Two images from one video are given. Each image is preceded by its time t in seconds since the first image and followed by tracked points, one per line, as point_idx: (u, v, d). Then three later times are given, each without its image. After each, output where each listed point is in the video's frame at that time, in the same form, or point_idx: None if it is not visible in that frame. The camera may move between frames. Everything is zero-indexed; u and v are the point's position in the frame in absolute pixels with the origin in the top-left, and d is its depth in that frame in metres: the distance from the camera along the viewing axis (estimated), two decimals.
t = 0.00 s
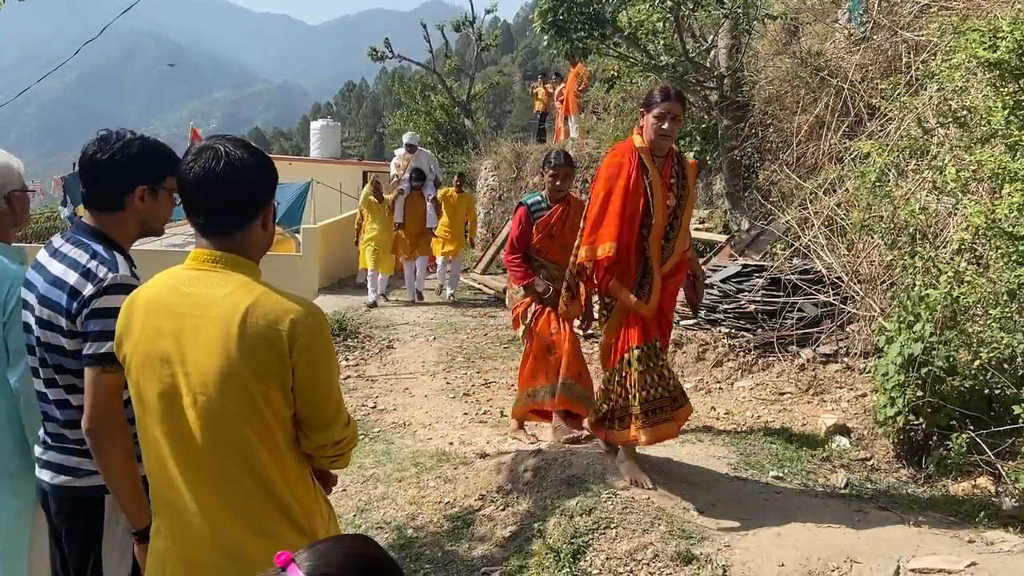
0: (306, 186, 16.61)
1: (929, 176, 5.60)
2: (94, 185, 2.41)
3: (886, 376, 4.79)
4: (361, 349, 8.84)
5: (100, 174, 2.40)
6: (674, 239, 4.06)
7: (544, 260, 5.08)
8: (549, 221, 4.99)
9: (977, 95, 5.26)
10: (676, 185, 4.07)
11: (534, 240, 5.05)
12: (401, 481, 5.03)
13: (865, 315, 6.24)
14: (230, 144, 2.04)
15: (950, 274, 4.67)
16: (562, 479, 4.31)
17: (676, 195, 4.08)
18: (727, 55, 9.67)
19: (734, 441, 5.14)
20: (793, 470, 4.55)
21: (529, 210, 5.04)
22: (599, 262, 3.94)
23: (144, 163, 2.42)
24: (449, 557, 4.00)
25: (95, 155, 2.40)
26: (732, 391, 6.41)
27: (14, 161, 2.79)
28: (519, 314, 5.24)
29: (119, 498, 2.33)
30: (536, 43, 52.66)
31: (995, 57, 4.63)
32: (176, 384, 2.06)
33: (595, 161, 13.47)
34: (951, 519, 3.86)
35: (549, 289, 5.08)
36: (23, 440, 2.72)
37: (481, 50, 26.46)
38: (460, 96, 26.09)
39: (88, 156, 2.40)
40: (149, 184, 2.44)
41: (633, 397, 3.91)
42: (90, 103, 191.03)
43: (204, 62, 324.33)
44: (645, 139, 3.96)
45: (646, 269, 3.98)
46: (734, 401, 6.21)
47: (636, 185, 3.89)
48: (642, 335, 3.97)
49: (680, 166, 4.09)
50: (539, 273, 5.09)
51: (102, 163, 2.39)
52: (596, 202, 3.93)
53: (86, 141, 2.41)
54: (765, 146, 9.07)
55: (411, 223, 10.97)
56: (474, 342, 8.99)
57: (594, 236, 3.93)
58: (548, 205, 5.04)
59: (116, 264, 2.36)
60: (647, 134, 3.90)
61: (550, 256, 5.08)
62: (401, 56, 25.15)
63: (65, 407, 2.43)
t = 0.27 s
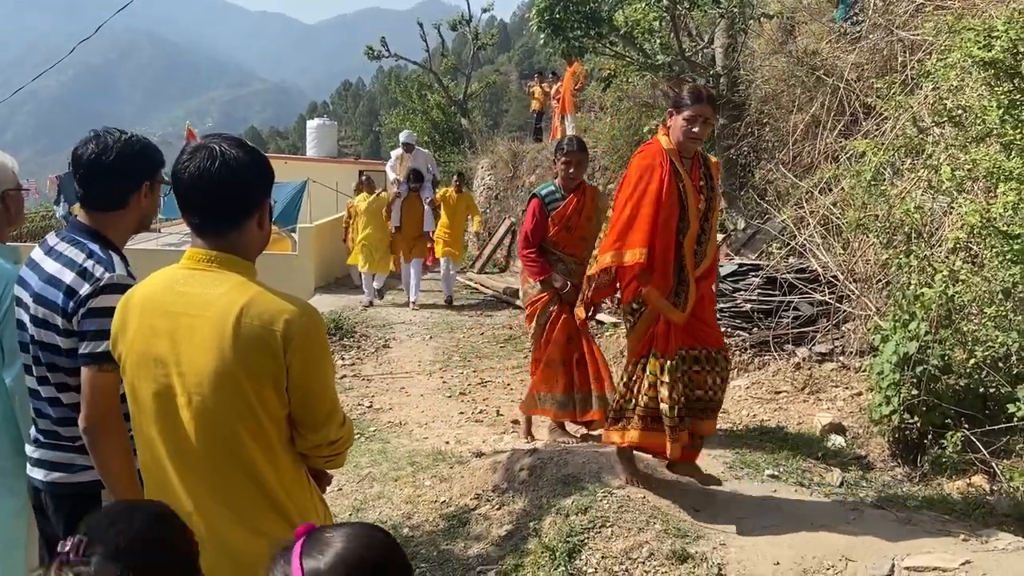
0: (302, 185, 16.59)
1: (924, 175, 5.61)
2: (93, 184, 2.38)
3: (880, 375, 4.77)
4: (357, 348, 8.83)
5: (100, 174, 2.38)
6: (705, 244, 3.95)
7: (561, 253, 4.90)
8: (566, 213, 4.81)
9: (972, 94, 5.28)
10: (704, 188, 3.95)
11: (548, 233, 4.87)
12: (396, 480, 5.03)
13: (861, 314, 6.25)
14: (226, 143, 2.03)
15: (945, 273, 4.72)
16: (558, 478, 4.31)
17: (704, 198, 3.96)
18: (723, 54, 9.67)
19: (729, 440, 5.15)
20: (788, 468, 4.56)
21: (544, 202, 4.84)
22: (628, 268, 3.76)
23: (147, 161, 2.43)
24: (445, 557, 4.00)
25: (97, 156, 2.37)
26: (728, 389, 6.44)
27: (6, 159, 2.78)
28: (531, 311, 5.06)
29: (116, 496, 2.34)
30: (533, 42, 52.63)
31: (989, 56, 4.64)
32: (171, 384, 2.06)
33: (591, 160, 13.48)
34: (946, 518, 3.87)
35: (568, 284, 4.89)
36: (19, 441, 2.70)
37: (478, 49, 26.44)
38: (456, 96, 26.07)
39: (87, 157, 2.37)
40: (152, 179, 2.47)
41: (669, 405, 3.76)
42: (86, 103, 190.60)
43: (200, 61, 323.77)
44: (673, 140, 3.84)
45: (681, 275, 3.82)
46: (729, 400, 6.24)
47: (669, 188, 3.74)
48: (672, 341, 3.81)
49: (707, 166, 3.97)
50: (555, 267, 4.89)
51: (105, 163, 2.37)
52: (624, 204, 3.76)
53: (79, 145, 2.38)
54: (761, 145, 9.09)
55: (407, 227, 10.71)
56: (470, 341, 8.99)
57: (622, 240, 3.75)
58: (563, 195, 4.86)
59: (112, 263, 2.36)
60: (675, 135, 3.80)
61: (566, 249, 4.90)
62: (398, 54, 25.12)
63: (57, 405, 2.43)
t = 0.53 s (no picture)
0: (298, 184, 16.57)
1: (919, 174, 5.62)
2: (83, 181, 2.39)
3: (876, 373, 4.78)
4: (353, 348, 8.82)
5: (92, 170, 2.39)
6: (757, 260, 3.72)
7: (577, 241, 4.77)
8: (581, 198, 4.70)
9: (967, 94, 5.29)
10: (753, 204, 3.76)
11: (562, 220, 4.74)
12: (392, 480, 5.02)
13: (856, 313, 6.26)
14: (218, 141, 2.03)
15: (940, 272, 4.74)
16: (554, 477, 4.31)
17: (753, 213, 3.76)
18: (719, 54, 9.68)
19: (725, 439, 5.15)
20: (784, 467, 4.56)
21: (556, 187, 4.71)
22: (672, 288, 3.60)
23: (136, 157, 2.45)
24: (441, 556, 4.00)
25: (86, 153, 2.38)
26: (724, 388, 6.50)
27: None
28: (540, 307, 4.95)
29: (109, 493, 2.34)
30: (529, 42, 52.66)
31: (984, 56, 4.64)
32: (164, 383, 2.05)
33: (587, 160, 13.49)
34: (941, 516, 3.88)
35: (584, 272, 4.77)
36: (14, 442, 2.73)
37: (474, 48, 26.43)
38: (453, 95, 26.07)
39: (76, 155, 2.39)
40: (140, 174, 2.49)
41: (690, 428, 3.62)
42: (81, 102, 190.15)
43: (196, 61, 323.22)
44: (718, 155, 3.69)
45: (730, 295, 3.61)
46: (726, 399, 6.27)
47: (714, 207, 3.55)
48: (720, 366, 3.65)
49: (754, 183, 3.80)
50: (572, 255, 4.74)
51: (95, 158, 2.38)
52: (669, 223, 3.59)
53: (66, 144, 2.39)
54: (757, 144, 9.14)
55: (404, 224, 10.60)
56: (466, 340, 8.99)
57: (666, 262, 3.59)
58: (576, 180, 4.74)
59: (104, 260, 2.35)
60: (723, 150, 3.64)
61: (581, 236, 4.77)
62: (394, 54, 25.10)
63: (50, 406, 2.42)
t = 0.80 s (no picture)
0: (294, 185, 16.56)
1: (914, 175, 5.63)
2: (68, 181, 2.39)
3: (871, 373, 4.77)
4: (349, 349, 8.82)
5: (77, 169, 2.39)
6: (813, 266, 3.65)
7: (594, 241, 4.71)
8: (598, 196, 4.65)
9: (963, 95, 5.31)
10: (811, 208, 3.68)
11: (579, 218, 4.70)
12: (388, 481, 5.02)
13: (852, 313, 6.27)
14: (217, 142, 2.02)
15: (935, 272, 4.79)
16: (550, 478, 4.31)
17: (812, 218, 3.68)
18: (715, 54, 9.70)
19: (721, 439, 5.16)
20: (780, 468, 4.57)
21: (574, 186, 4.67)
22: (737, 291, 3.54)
23: (122, 157, 2.45)
24: (437, 556, 3.99)
25: (72, 151, 2.39)
26: (720, 389, 6.54)
27: None
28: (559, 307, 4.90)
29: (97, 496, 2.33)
30: (526, 43, 52.72)
31: (979, 57, 4.64)
32: (164, 385, 2.05)
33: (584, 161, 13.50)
34: (936, 516, 3.89)
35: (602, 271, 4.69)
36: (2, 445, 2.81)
37: (471, 49, 26.42)
38: (449, 96, 26.07)
39: (63, 154, 2.39)
40: (127, 173, 2.50)
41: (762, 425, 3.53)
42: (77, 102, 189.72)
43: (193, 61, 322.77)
44: (778, 156, 3.62)
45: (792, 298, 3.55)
46: (722, 399, 6.31)
47: (776, 207, 3.49)
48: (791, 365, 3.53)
49: (813, 186, 3.73)
50: (588, 256, 4.68)
51: (82, 156, 2.39)
52: (732, 226, 3.54)
53: (51, 142, 2.40)
54: (753, 145, 9.25)
55: (401, 229, 10.50)
56: (462, 341, 8.99)
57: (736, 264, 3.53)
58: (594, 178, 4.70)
59: (92, 261, 2.35)
60: (782, 151, 3.57)
61: (599, 236, 4.72)
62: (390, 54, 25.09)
63: (42, 409, 2.42)
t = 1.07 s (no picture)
0: (291, 186, 16.56)
1: (911, 177, 5.64)
2: (61, 182, 2.39)
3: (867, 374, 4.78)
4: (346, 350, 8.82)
5: (70, 170, 2.39)
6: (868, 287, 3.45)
7: (624, 239, 4.57)
8: (631, 192, 4.49)
9: (958, 96, 5.29)
10: (868, 227, 3.49)
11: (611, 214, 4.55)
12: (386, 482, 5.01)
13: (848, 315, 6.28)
14: (239, 144, 2.02)
15: (932, 274, 4.82)
16: (547, 479, 4.31)
17: (867, 237, 3.49)
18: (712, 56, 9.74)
19: (717, 440, 5.17)
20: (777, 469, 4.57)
21: (607, 180, 4.52)
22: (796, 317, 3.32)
23: (114, 157, 2.46)
24: (434, 558, 3.99)
25: (65, 152, 2.39)
26: (717, 391, 6.55)
27: None
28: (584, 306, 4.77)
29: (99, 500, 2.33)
30: (523, 45, 52.80)
31: (975, 58, 4.66)
32: (184, 386, 2.04)
33: (581, 162, 13.51)
34: (933, 517, 3.90)
35: (634, 269, 4.55)
36: None
37: (467, 50, 26.42)
38: (446, 98, 26.10)
39: (55, 154, 2.38)
40: (120, 174, 2.50)
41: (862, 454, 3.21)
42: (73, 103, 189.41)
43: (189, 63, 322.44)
44: (832, 172, 3.41)
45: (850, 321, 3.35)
46: (719, 401, 6.32)
47: (832, 227, 3.29)
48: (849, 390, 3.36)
49: (870, 201, 3.52)
50: (615, 254, 4.55)
51: (75, 157, 2.39)
52: (783, 249, 3.33)
53: (42, 142, 2.39)
54: (749, 147, 9.29)
55: (397, 229, 10.26)
56: (459, 342, 8.99)
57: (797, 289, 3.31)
58: (628, 174, 4.53)
59: (90, 262, 2.34)
60: (836, 166, 3.37)
61: (631, 233, 4.57)
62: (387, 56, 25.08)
63: (41, 413, 2.41)
